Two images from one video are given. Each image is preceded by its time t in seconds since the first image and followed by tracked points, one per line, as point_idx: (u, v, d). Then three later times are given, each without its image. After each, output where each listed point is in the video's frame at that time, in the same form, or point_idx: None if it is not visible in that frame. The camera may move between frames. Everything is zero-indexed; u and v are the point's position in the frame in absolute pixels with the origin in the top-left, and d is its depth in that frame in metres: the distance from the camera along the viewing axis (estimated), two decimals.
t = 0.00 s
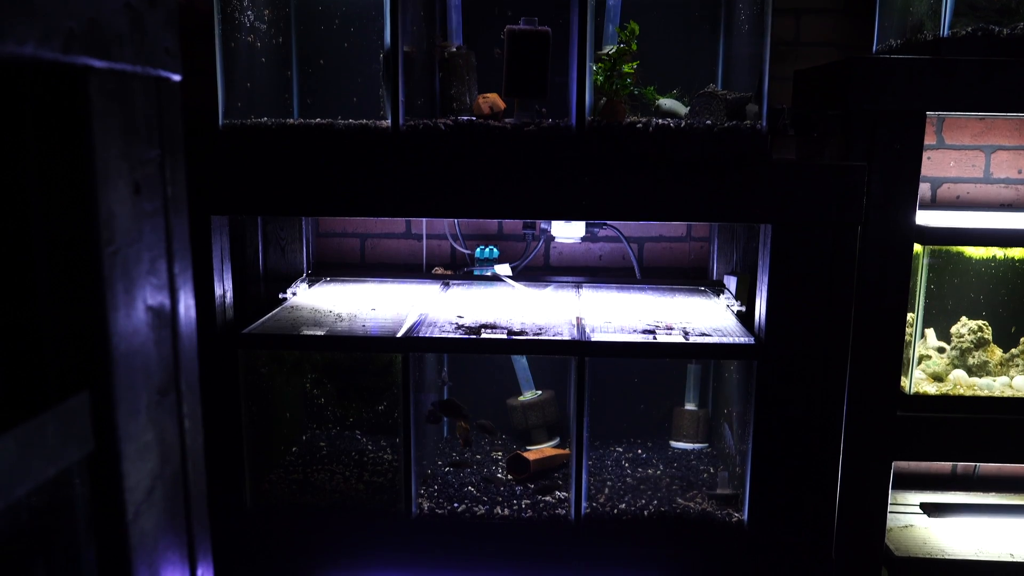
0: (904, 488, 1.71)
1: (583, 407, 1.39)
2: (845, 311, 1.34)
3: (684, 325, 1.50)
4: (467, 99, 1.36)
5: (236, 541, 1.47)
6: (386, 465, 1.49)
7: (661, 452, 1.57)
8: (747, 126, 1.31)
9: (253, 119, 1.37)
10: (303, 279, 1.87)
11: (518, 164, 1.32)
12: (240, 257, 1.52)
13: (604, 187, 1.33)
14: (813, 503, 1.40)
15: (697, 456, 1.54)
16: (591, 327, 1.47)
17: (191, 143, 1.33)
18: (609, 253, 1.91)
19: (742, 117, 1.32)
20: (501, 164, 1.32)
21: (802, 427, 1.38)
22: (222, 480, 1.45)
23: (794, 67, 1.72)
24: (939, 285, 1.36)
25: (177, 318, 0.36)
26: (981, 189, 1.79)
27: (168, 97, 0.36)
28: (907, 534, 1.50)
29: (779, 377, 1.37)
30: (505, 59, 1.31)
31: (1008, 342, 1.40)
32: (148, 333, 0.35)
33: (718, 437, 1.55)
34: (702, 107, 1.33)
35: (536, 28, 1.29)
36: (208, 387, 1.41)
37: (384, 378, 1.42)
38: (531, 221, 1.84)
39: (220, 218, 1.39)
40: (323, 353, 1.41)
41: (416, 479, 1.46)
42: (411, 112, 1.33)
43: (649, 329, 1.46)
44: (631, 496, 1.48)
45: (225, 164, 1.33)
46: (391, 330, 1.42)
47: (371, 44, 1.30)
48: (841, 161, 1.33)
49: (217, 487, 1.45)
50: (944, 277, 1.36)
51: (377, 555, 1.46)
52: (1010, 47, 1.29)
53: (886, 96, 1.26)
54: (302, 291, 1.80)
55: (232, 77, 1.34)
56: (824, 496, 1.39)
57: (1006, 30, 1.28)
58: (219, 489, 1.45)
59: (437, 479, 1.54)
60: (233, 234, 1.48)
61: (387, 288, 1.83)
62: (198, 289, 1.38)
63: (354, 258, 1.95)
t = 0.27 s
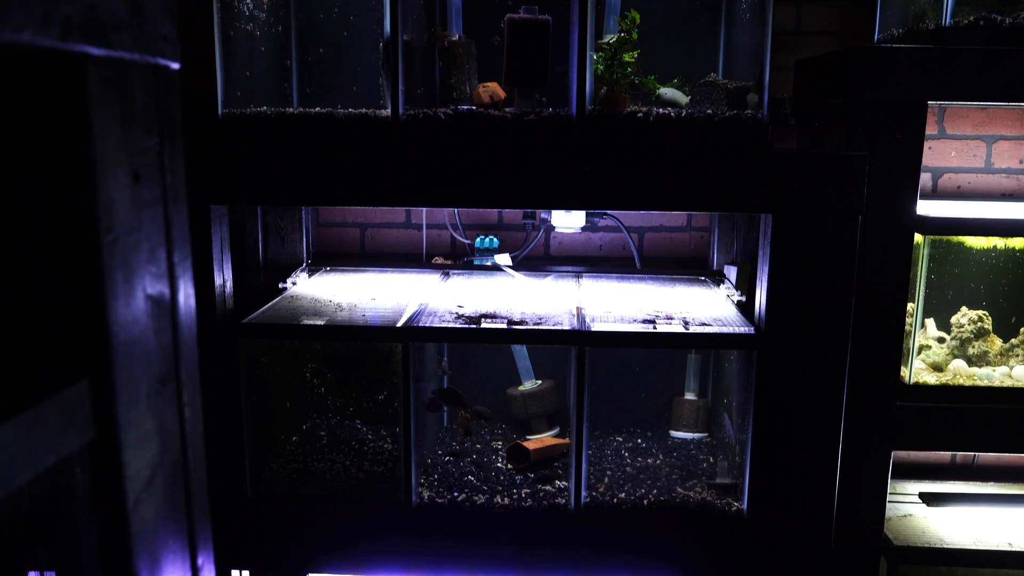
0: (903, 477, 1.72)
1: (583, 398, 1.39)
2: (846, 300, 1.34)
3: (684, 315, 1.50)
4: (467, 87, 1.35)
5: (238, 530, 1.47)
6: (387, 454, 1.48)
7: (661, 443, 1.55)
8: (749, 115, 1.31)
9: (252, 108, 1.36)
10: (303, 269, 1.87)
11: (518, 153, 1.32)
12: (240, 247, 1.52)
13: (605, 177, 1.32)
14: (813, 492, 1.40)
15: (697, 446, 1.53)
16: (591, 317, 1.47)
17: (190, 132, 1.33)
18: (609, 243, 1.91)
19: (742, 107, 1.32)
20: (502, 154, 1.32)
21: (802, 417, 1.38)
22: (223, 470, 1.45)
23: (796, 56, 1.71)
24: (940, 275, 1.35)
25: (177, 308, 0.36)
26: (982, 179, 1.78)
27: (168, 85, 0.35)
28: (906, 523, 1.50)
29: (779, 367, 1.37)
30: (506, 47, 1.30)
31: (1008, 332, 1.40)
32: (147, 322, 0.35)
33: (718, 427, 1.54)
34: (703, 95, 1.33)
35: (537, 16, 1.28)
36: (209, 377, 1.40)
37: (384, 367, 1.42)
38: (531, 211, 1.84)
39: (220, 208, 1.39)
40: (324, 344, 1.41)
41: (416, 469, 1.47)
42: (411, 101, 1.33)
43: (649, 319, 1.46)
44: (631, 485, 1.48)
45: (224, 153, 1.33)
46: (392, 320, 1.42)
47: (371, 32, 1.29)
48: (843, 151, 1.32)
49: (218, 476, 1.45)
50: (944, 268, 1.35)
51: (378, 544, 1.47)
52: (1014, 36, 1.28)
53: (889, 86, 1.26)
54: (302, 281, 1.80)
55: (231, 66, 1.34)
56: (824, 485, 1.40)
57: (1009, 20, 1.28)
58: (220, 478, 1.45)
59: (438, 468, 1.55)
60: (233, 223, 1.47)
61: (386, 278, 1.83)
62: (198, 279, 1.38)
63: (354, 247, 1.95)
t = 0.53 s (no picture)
0: (902, 466, 1.72)
1: (583, 385, 1.39)
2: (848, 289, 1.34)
3: (683, 304, 1.50)
4: (467, 75, 1.34)
5: (239, 518, 1.48)
6: (387, 442, 1.50)
7: (661, 430, 1.58)
8: (749, 103, 1.30)
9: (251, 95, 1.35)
10: (303, 257, 1.86)
11: (519, 142, 1.31)
12: (240, 235, 1.52)
13: (605, 165, 1.32)
14: (814, 481, 1.40)
15: (697, 434, 1.55)
16: (591, 306, 1.47)
17: (189, 120, 1.32)
18: (609, 232, 1.91)
19: (742, 95, 1.31)
20: (502, 142, 1.31)
21: (803, 406, 1.38)
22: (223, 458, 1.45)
23: (797, 44, 1.70)
24: (940, 264, 1.35)
25: (176, 296, 0.40)
26: (983, 167, 1.77)
27: (167, 72, 0.40)
28: (904, 512, 1.51)
29: (780, 356, 1.36)
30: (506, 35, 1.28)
31: (1008, 322, 1.40)
32: (147, 310, 0.39)
33: (718, 416, 1.55)
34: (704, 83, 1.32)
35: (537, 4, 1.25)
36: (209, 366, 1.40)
37: (384, 355, 1.42)
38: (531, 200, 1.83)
39: (220, 195, 1.39)
40: (324, 332, 1.41)
41: (416, 457, 1.47)
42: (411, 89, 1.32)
43: (650, 308, 1.46)
44: (631, 473, 1.49)
45: (223, 141, 1.32)
46: (392, 308, 1.42)
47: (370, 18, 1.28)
48: (845, 139, 1.32)
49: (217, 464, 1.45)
50: (945, 257, 1.35)
51: (379, 532, 1.47)
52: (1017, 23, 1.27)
53: (892, 74, 1.25)
54: (302, 269, 1.80)
55: (230, 53, 1.33)
56: (824, 474, 1.40)
57: (1012, 7, 1.27)
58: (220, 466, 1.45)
59: (437, 454, 1.56)
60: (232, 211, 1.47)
61: (386, 266, 1.82)
62: (197, 267, 1.37)
63: (353, 236, 1.95)
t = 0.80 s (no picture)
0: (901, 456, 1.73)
1: (583, 373, 1.38)
2: (850, 279, 1.34)
3: (683, 294, 1.50)
4: (467, 63, 1.34)
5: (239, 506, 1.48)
6: (387, 432, 1.50)
7: (660, 421, 1.59)
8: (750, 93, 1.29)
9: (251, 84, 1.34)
10: (303, 247, 1.86)
11: (520, 131, 1.30)
12: (240, 225, 1.51)
13: (606, 154, 1.31)
14: (814, 471, 1.40)
15: (697, 423, 1.55)
16: (591, 295, 1.47)
17: (188, 109, 1.31)
18: (609, 222, 1.91)
19: (744, 84, 1.30)
20: (503, 131, 1.30)
21: (804, 396, 1.38)
22: (224, 448, 1.45)
23: (798, 33, 1.69)
24: (940, 254, 1.34)
25: (177, 285, 0.35)
26: (985, 158, 1.77)
27: (166, 59, 0.35)
28: (903, 501, 1.51)
29: (781, 347, 1.36)
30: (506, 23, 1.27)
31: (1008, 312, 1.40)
32: (147, 299, 0.34)
33: (717, 406, 1.56)
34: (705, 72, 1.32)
35: None
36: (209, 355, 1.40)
37: (384, 345, 1.42)
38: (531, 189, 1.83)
39: (220, 184, 1.38)
40: (324, 321, 1.41)
41: (416, 446, 1.47)
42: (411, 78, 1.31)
43: (650, 297, 1.45)
44: (630, 463, 1.49)
45: (222, 130, 1.32)
46: (392, 298, 1.42)
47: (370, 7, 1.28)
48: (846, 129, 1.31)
49: (218, 453, 1.45)
50: (946, 247, 1.34)
51: (380, 521, 1.48)
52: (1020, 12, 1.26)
53: (894, 63, 1.24)
54: (302, 259, 1.79)
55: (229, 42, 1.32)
56: (824, 464, 1.40)
57: None
58: (221, 455, 1.45)
59: (438, 445, 1.55)
60: (232, 201, 1.47)
61: (386, 256, 1.82)
62: (197, 257, 1.37)
63: (354, 226, 1.94)
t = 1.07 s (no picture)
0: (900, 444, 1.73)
1: (583, 360, 1.38)
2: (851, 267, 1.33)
3: (683, 281, 1.49)
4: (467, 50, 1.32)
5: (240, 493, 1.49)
6: (387, 419, 1.49)
7: (660, 408, 1.59)
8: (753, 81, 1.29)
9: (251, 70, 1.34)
10: (303, 234, 1.86)
11: (519, 117, 1.30)
12: (239, 212, 1.51)
13: (607, 141, 1.30)
14: (814, 458, 1.40)
15: (697, 411, 1.55)
16: (591, 283, 1.46)
17: (186, 96, 1.30)
18: (609, 210, 1.90)
19: (745, 71, 1.30)
20: (502, 118, 1.30)
21: (805, 384, 1.38)
22: (224, 435, 1.46)
23: (799, 20, 1.68)
24: (941, 243, 1.34)
25: (177, 273, 0.35)
26: (986, 145, 1.76)
27: (165, 45, 0.35)
28: (902, 489, 1.51)
29: (782, 335, 1.36)
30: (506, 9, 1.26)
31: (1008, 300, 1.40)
32: (147, 286, 0.34)
33: (717, 394, 1.56)
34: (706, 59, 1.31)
35: None
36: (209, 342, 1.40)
37: (384, 333, 1.41)
38: (531, 177, 1.82)
39: (219, 172, 1.37)
40: (324, 309, 1.41)
41: (416, 434, 1.48)
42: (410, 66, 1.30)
43: (650, 285, 1.45)
44: (630, 450, 1.49)
45: (220, 116, 1.31)
46: (392, 286, 1.41)
47: None
48: (849, 116, 1.30)
49: (219, 440, 1.46)
50: (947, 236, 1.34)
51: (380, 507, 1.48)
52: None
53: (896, 49, 1.23)
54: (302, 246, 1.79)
55: (227, 28, 1.31)
56: (825, 452, 1.40)
57: None
58: (222, 442, 1.46)
59: (438, 432, 1.55)
60: (231, 188, 1.46)
61: (386, 243, 1.81)
62: (196, 244, 1.37)
63: (353, 213, 1.94)
